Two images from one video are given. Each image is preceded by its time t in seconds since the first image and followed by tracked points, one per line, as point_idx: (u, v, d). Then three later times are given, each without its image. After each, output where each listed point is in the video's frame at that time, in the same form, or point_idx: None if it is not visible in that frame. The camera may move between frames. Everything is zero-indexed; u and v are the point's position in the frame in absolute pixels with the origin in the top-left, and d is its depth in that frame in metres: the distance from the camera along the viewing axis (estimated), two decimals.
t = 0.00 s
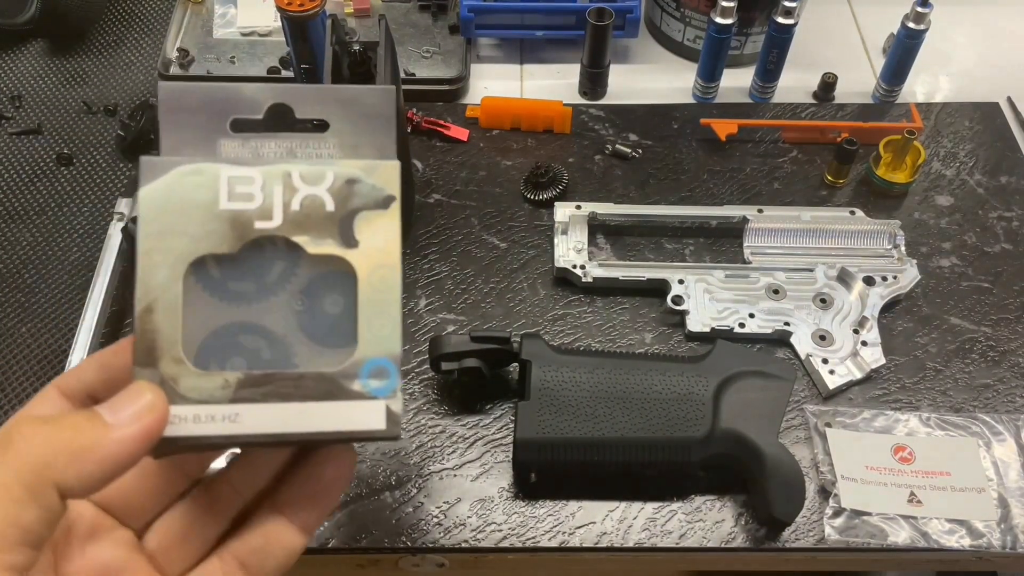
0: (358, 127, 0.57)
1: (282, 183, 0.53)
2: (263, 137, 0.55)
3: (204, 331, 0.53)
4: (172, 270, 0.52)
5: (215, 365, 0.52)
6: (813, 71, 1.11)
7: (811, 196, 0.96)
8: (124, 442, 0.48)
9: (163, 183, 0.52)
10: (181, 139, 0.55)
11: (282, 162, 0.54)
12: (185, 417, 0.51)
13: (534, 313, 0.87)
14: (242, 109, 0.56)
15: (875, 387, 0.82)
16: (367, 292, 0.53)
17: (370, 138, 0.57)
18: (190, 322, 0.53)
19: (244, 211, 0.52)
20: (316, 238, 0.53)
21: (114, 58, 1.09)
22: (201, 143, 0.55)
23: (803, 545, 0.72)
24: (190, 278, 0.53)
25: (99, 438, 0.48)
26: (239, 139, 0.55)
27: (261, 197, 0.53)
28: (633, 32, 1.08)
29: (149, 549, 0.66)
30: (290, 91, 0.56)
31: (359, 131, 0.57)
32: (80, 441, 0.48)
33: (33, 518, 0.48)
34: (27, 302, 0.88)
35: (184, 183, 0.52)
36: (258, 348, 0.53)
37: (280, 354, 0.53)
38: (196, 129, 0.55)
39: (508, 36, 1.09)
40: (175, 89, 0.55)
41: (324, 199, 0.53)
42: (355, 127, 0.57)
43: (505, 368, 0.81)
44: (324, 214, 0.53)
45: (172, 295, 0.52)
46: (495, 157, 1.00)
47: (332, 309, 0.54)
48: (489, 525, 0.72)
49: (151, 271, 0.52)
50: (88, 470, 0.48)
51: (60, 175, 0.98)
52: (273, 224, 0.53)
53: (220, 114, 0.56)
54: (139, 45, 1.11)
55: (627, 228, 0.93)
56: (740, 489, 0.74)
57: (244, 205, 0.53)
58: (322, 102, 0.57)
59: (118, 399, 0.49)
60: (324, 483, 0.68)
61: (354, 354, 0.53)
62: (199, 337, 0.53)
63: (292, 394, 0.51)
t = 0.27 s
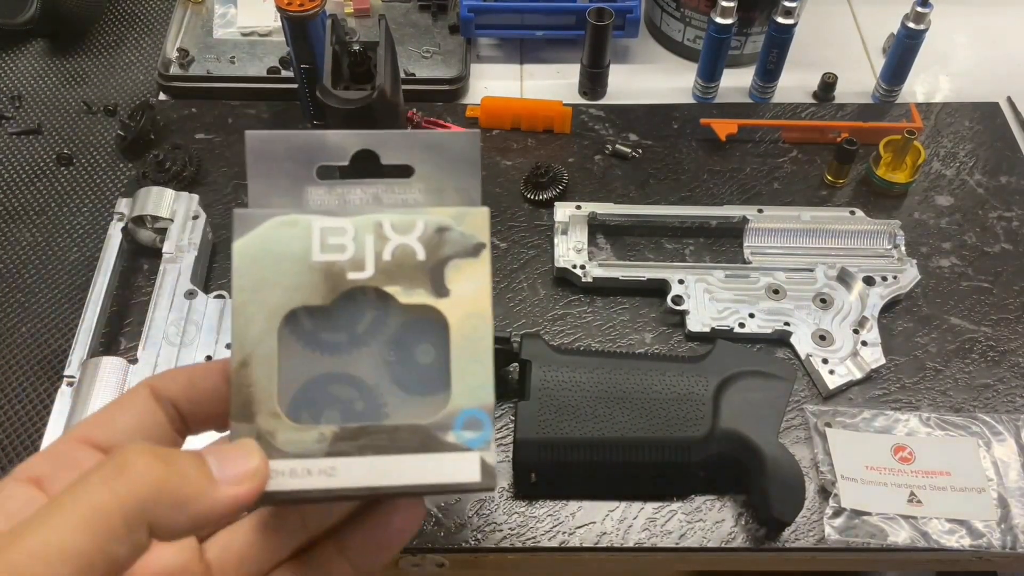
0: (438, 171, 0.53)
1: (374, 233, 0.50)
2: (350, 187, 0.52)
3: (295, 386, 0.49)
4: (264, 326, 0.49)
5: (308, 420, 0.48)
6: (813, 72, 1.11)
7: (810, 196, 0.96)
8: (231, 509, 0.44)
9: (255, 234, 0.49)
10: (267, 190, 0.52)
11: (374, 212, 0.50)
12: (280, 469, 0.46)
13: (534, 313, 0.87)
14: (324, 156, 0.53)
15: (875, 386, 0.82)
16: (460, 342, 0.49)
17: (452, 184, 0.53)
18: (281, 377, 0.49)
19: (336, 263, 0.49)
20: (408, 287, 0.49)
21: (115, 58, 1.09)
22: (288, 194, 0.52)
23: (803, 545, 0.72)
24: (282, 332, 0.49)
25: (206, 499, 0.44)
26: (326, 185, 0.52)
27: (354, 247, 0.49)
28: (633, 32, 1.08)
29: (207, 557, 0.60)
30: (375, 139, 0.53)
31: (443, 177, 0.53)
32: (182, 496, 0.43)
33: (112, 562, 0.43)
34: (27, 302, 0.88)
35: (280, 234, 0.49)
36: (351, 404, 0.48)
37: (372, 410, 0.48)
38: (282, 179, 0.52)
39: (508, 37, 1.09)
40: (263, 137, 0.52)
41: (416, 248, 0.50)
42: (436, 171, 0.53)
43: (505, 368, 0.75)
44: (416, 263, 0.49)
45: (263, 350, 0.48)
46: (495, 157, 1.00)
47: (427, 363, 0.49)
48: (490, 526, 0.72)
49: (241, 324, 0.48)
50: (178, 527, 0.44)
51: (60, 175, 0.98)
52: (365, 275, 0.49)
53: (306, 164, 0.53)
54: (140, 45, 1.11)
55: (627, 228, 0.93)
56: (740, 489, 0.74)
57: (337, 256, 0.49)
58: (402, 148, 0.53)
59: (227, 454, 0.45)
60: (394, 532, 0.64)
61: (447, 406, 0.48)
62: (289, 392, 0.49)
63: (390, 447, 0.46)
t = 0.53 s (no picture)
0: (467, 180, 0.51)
1: (396, 258, 0.48)
2: (380, 194, 0.50)
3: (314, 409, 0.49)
4: (285, 349, 0.48)
5: (326, 446, 0.48)
6: (813, 72, 1.11)
7: (810, 196, 0.96)
8: (248, 531, 0.44)
9: (274, 256, 0.48)
10: (296, 194, 0.51)
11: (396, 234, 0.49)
12: (295, 494, 0.46)
13: (534, 313, 0.87)
14: (354, 160, 0.51)
15: (875, 387, 0.82)
16: (482, 375, 0.48)
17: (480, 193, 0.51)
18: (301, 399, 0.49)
19: (359, 290, 0.48)
20: (429, 316, 0.48)
21: (115, 58, 1.09)
22: (314, 197, 0.51)
23: (803, 545, 0.72)
24: (300, 354, 0.49)
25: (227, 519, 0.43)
26: (354, 192, 0.51)
27: (375, 273, 0.48)
28: (633, 32, 1.08)
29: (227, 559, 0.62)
30: (406, 144, 0.51)
31: (474, 192, 0.51)
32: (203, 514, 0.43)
33: None
34: (27, 302, 0.88)
35: (301, 255, 0.48)
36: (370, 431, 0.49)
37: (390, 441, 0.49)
38: (310, 184, 0.51)
39: (508, 37, 1.09)
40: (290, 138, 0.50)
41: (438, 277, 0.48)
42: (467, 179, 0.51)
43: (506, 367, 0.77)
44: (437, 292, 0.48)
45: (282, 372, 0.48)
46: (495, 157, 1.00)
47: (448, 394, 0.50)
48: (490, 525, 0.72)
49: (262, 347, 0.48)
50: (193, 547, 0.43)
51: (60, 175, 0.98)
52: (386, 302, 0.48)
53: (335, 167, 0.51)
54: (140, 45, 1.11)
55: (626, 228, 0.93)
56: (740, 489, 0.74)
57: (357, 281, 0.48)
58: (433, 153, 0.51)
59: (245, 475, 0.45)
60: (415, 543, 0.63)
61: (465, 439, 0.48)
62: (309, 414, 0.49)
63: (404, 478, 0.47)
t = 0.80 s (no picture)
0: (470, 190, 0.51)
1: (397, 262, 0.48)
2: (383, 203, 0.50)
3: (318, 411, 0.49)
4: (289, 351, 0.48)
5: (328, 446, 0.48)
6: (813, 72, 1.11)
7: (810, 196, 0.96)
8: (252, 530, 0.44)
9: (278, 261, 0.48)
10: (300, 201, 0.51)
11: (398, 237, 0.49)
12: (299, 494, 0.47)
13: (534, 313, 0.87)
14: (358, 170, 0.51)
15: (875, 387, 0.82)
16: (480, 378, 0.48)
17: (482, 201, 0.51)
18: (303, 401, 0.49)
19: (362, 294, 0.48)
20: (430, 318, 0.48)
21: (115, 58, 1.10)
22: (318, 205, 0.51)
23: (803, 545, 0.72)
24: (296, 355, 0.49)
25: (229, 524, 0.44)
26: (357, 201, 0.50)
27: (376, 275, 0.48)
28: (633, 32, 1.08)
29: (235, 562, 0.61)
30: (408, 154, 0.51)
31: (473, 197, 0.51)
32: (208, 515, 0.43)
33: None
34: (27, 302, 0.88)
35: (304, 259, 0.48)
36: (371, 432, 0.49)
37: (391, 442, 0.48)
38: (315, 192, 0.51)
39: (508, 37, 1.09)
40: (297, 150, 0.51)
41: (437, 280, 0.48)
42: (470, 188, 0.51)
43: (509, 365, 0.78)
44: (437, 294, 0.48)
45: (283, 376, 0.48)
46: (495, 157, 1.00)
47: (447, 396, 0.49)
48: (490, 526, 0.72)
49: (267, 349, 0.48)
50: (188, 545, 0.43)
51: (60, 175, 0.98)
52: (387, 304, 0.48)
53: (339, 177, 0.51)
54: (140, 45, 1.11)
55: (626, 228, 0.93)
56: (740, 489, 0.74)
57: (359, 285, 0.48)
58: (437, 163, 0.51)
59: (251, 471, 0.45)
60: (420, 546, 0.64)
61: (463, 439, 0.48)
62: (315, 414, 0.49)
63: (404, 478, 0.47)
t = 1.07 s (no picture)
0: (452, 179, 0.51)
1: (389, 255, 0.48)
2: (367, 198, 0.50)
3: (315, 409, 0.49)
4: (283, 349, 0.48)
5: (328, 442, 0.48)
6: (813, 72, 1.11)
7: (811, 196, 0.96)
8: (248, 497, 0.44)
9: (268, 260, 0.48)
10: (284, 200, 0.51)
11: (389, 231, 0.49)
12: (304, 492, 0.47)
13: (535, 313, 0.87)
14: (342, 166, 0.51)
15: (875, 387, 0.82)
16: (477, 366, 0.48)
17: (466, 190, 0.51)
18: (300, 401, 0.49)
19: (354, 289, 0.48)
20: (425, 309, 0.48)
21: (115, 58, 1.09)
22: (303, 202, 0.51)
23: (803, 545, 0.72)
24: (290, 353, 0.48)
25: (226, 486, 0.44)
26: (342, 197, 0.50)
27: (369, 270, 0.48)
28: (633, 32, 1.08)
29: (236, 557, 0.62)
30: (389, 147, 0.51)
31: (458, 187, 0.51)
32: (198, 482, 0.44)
33: (138, 555, 0.45)
34: (26, 302, 0.88)
35: (293, 257, 0.48)
36: (370, 425, 0.49)
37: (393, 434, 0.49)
38: (299, 189, 0.51)
39: (508, 37, 1.09)
40: (281, 147, 0.50)
41: (431, 271, 0.48)
42: (454, 178, 0.51)
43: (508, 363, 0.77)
44: (431, 285, 0.48)
45: (278, 375, 0.48)
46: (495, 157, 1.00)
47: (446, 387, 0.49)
48: (490, 526, 0.72)
49: (261, 347, 0.48)
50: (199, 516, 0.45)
51: (60, 175, 0.98)
52: (381, 297, 0.48)
53: (323, 173, 0.51)
54: (140, 45, 1.11)
55: (627, 228, 0.93)
56: (740, 489, 0.74)
57: (351, 279, 0.48)
58: (418, 155, 0.51)
59: (241, 441, 0.45)
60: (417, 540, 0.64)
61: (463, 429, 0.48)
62: (312, 413, 0.49)
63: (409, 469, 0.47)
